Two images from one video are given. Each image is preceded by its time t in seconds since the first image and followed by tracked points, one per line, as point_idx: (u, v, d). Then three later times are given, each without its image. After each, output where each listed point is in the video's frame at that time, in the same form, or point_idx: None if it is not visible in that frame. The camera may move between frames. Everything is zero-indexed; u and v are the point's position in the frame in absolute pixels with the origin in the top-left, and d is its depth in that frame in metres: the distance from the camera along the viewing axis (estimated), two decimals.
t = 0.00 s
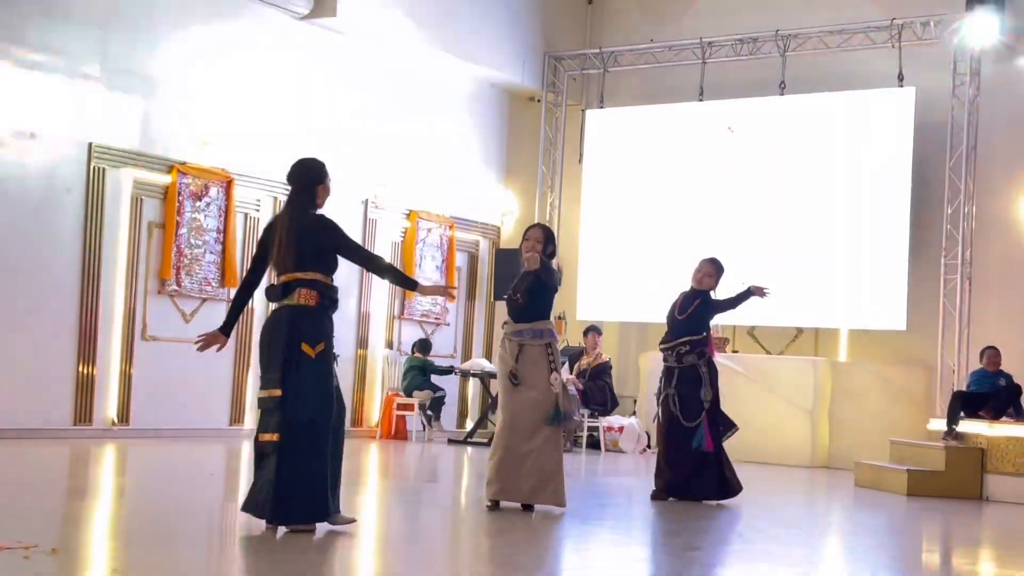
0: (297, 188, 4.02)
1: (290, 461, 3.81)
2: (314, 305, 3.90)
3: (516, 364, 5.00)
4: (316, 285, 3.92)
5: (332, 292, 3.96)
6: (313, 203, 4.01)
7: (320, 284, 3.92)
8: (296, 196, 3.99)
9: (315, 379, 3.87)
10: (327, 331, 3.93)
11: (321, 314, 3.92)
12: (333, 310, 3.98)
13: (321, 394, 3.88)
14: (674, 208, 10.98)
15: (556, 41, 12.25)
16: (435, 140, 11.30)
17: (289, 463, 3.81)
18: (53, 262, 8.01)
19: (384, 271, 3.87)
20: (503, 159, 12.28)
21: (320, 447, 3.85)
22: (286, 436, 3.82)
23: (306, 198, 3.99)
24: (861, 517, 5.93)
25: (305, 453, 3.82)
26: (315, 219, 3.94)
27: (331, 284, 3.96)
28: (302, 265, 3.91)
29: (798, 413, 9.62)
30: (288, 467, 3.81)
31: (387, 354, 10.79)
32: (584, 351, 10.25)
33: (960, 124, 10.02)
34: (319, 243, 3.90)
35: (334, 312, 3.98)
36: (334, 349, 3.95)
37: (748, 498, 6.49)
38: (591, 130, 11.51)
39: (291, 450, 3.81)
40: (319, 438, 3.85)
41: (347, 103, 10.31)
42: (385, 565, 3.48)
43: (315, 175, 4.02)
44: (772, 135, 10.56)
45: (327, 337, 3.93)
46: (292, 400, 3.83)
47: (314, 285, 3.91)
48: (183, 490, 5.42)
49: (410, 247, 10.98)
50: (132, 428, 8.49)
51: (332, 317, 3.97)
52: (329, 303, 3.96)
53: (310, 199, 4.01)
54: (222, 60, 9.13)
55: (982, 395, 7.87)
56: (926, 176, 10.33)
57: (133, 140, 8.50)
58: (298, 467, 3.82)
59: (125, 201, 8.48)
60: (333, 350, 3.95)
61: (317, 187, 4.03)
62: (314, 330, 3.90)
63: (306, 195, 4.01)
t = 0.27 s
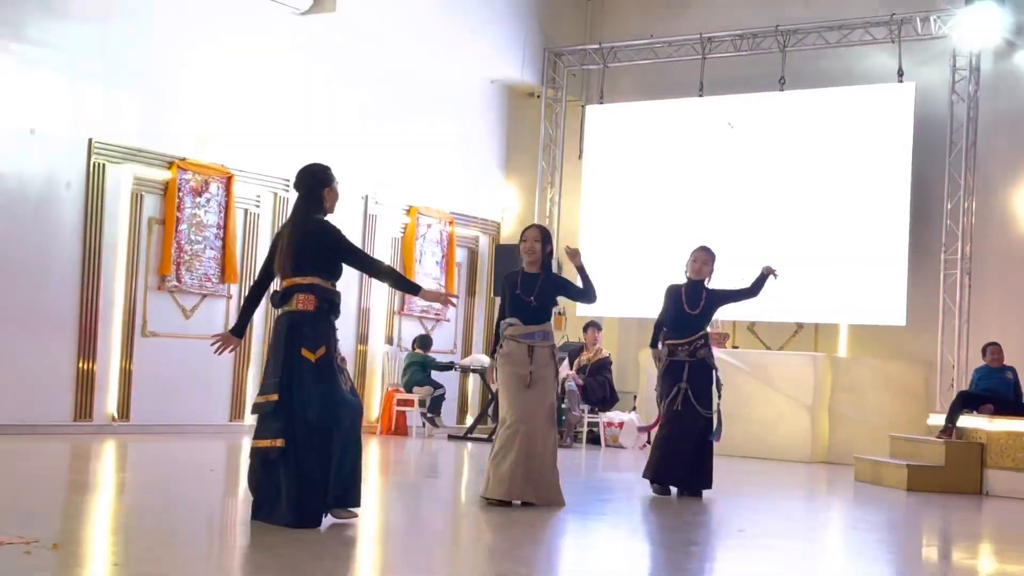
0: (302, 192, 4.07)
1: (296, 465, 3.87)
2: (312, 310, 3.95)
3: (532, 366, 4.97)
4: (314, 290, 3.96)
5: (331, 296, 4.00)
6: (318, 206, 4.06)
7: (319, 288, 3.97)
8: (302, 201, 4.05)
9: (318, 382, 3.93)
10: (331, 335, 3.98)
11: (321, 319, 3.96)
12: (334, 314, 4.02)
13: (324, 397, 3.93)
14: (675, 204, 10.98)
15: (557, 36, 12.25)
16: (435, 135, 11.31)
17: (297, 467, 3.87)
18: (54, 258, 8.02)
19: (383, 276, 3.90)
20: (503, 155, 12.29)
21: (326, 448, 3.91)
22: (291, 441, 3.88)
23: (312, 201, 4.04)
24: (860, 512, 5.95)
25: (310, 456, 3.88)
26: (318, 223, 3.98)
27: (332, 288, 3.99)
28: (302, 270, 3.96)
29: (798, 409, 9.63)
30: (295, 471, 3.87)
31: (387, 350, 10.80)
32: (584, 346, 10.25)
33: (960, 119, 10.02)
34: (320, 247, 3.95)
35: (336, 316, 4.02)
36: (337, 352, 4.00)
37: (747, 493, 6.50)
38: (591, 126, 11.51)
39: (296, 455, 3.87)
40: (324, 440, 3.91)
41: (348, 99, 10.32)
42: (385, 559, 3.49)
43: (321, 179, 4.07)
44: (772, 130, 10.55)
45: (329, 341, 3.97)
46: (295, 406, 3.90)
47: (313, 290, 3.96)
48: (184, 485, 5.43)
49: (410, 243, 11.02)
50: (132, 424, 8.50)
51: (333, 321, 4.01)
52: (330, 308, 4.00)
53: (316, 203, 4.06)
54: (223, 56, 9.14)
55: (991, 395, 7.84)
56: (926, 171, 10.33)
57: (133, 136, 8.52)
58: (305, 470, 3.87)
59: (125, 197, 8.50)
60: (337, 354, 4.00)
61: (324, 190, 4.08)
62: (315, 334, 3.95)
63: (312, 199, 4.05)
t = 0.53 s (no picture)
0: (315, 181, 4.10)
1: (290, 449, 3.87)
2: (326, 299, 3.96)
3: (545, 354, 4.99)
4: (330, 279, 3.97)
5: (348, 284, 4.01)
6: (331, 194, 4.09)
7: (334, 276, 3.97)
8: (314, 190, 4.08)
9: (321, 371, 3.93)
10: (341, 324, 3.99)
11: (334, 308, 3.98)
12: (352, 302, 4.03)
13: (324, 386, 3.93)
14: (675, 200, 10.98)
15: (557, 32, 12.24)
16: (435, 132, 11.30)
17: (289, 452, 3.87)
18: (55, 256, 8.01)
19: (386, 258, 3.92)
20: (503, 152, 12.29)
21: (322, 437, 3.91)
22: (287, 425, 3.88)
23: (324, 189, 4.07)
24: (861, 507, 5.95)
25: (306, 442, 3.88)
26: (329, 210, 4.00)
27: (347, 276, 4.00)
28: (314, 259, 3.98)
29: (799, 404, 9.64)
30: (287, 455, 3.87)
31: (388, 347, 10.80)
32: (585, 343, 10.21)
33: (961, 115, 10.02)
34: (329, 235, 3.96)
35: (350, 305, 4.03)
36: (347, 342, 4.00)
37: (748, 488, 6.51)
38: (591, 123, 11.51)
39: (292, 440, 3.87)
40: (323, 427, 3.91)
41: (348, 96, 10.31)
42: (387, 555, 3.50)
43: (331, 166, 4.10)
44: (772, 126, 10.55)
45: (338, 331, 3.98)
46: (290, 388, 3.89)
47: (327, 278, 3.97)
48: (186, 482, 5.43)
49: (410, 240, 10.98)
50: (134, 421, 8.51)
51: (349, 310, 4.02)
52: (346, 295, 4.01)
53: (328, 190, 4.09)
54: (223, 53, 9.13)
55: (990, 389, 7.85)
56: (927, 167, 10.33)
57: (134, 133, 8.51)
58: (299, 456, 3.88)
59: (126, 194, 8.50)
60: (345, 342, 4.01)
61: (334, 177, 4.10)
62: (324, 323, 3.96)
63: (324, 188, 4.09)
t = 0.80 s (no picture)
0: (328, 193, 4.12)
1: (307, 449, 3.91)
2: (334, 311, 4.00)
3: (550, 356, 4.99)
4: (337, 292, 4.01)
5: (357, 295, 4.04)
6: (341, 207, 4.10)
7: (342, 289, 4.02)
8: (326, 202, 4.10)
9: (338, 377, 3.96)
10: (352, 333, 4.01)
11: (344, 321, 4.00)
12: (364, 314, 4.05)
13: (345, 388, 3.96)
14: (677, 196, 10.99)
15: (558, 29, 12.24)
16: (436, 129, 11.30)
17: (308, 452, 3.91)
18: (57, 254, 8.02)
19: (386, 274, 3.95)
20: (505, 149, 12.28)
21: (342, 438, 3.94)
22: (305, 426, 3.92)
23: (332, 203, 4.09)
24: (863, 503, 5.96)
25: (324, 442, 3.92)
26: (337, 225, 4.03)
27: (357, 289, 4.04)
28: (324, 274, 4.03)
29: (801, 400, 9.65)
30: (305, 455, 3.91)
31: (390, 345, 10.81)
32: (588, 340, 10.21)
33: (961, 110, 10.02)
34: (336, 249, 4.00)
35: (362, 313, 4.04)
36: (360, 350, 4.01)
37: (750, 484, 6.51)
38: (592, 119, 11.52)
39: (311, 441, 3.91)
40: (337, 427, 3.93)
41: (349, 94, 10.32)
42: (390, 552, 3.51)
43: (340, 179, 4.09)
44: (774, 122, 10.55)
45: (350, 341, 4.00)
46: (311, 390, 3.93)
47: (335, 291, 4.01)
48: (189, 479, 5.44)
49: (412, 237, 10.99)
50: (136, 419, 8.52)
51: (360, 319, 4.04)
52: (357, 306, 4.03)
53: (338, 203, 4.10)
54: (224, 51, 9.13)
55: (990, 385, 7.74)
56: (928, 163, 10.33)
57: (135, 132, 8.52)
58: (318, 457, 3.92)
59: (127, 192, 8.51)
60: (361, 348, 4.02)
61: (344, 190, 4.10)
62: (336, 334, 3.99)
63: (333, 201, 4.10)
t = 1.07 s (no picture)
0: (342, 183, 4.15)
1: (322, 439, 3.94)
2: (339, 299, 4.03)
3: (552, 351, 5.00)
4: (342, 280, 4.04)
5: (364, 284, 4.05)
6: (352, 197, 4.11)
7: (347, 277, 4.03)
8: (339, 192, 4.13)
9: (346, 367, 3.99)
10: (354, 322, 4.02)
11: (349, 310, 4.02)
12: (369, 303, 4.06)
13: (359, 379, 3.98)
14: (680, 193, 10.99)
15: (561, 25, 12.24)
16: (439, 126, 11.29)
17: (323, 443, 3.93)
18: (62, 252, 8.03)
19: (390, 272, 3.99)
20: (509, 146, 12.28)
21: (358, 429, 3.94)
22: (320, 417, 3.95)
23: (343, 194, 4.10)
24: (868, 497, 5.97)
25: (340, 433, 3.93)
26: (347, 217, 4.05)
27: (363, 277, 4.05)
28: (332, 261, 4.06)
29: (806, 396, 9.65)
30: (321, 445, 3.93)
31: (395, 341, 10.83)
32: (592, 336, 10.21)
33: (965, 105, 10.01)
34: (347, 239, 4.03)
35: (366, 303, 4.05)
36: (365, 339, 4.04)
37: (755, 479, 6.52)
38: (595, 116, 11.52)
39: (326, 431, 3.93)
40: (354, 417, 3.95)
41: (353, 92, 10.33)
42: (396, 546, 3.53)
43: (353, 170, 4.11)
44: (777, 118, 10.54)
45: (353, 331, 4.02)
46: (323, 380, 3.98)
47: (340, 279, 4.04)
48: (195, 476, 5.44)
49: (416, 234, 10.99)
50: (142, 418, 8.53)
51: (365, 308, 4.05)
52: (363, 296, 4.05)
53: (349, 193, 4.11)
54: (228, 49, 9.14)
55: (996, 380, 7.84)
56: (932, 158, 10.32)
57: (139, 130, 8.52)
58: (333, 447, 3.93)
59: (132, 190, 8.51)
60: (366, 339, 4.04)
61: (356, 180, 4.11)
62: (340, 323, 4.02)
63: (345, 191, 4.11)
